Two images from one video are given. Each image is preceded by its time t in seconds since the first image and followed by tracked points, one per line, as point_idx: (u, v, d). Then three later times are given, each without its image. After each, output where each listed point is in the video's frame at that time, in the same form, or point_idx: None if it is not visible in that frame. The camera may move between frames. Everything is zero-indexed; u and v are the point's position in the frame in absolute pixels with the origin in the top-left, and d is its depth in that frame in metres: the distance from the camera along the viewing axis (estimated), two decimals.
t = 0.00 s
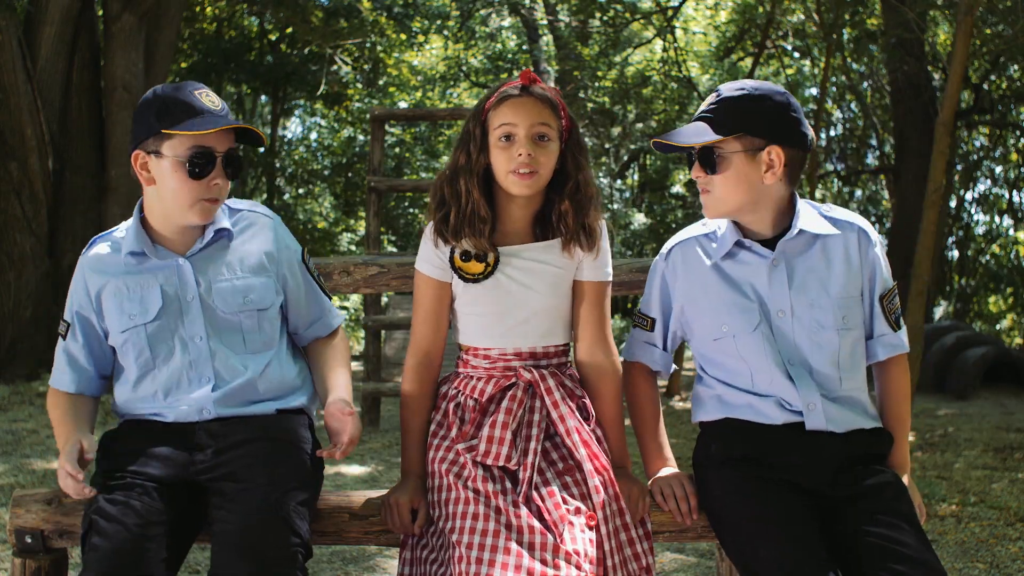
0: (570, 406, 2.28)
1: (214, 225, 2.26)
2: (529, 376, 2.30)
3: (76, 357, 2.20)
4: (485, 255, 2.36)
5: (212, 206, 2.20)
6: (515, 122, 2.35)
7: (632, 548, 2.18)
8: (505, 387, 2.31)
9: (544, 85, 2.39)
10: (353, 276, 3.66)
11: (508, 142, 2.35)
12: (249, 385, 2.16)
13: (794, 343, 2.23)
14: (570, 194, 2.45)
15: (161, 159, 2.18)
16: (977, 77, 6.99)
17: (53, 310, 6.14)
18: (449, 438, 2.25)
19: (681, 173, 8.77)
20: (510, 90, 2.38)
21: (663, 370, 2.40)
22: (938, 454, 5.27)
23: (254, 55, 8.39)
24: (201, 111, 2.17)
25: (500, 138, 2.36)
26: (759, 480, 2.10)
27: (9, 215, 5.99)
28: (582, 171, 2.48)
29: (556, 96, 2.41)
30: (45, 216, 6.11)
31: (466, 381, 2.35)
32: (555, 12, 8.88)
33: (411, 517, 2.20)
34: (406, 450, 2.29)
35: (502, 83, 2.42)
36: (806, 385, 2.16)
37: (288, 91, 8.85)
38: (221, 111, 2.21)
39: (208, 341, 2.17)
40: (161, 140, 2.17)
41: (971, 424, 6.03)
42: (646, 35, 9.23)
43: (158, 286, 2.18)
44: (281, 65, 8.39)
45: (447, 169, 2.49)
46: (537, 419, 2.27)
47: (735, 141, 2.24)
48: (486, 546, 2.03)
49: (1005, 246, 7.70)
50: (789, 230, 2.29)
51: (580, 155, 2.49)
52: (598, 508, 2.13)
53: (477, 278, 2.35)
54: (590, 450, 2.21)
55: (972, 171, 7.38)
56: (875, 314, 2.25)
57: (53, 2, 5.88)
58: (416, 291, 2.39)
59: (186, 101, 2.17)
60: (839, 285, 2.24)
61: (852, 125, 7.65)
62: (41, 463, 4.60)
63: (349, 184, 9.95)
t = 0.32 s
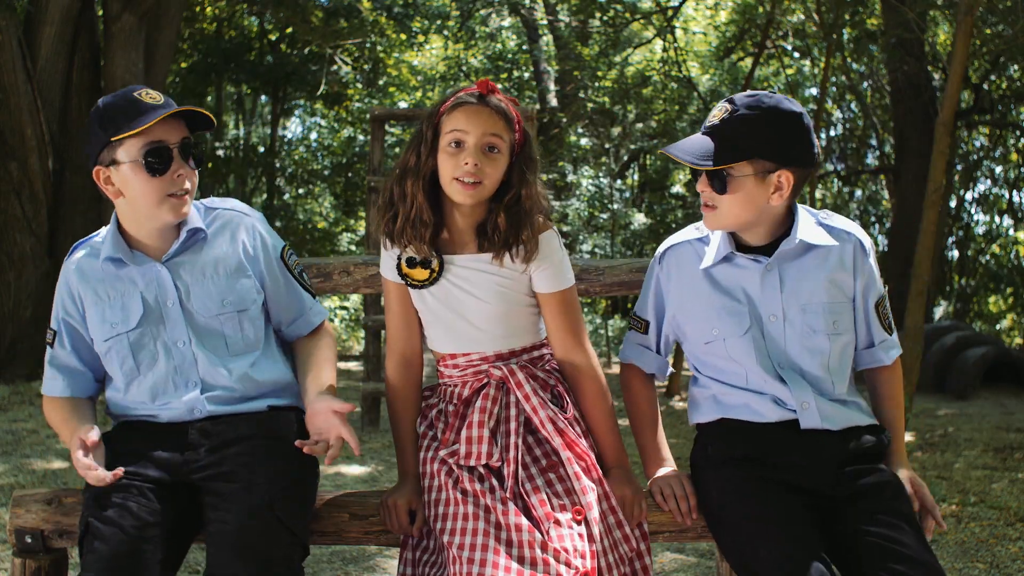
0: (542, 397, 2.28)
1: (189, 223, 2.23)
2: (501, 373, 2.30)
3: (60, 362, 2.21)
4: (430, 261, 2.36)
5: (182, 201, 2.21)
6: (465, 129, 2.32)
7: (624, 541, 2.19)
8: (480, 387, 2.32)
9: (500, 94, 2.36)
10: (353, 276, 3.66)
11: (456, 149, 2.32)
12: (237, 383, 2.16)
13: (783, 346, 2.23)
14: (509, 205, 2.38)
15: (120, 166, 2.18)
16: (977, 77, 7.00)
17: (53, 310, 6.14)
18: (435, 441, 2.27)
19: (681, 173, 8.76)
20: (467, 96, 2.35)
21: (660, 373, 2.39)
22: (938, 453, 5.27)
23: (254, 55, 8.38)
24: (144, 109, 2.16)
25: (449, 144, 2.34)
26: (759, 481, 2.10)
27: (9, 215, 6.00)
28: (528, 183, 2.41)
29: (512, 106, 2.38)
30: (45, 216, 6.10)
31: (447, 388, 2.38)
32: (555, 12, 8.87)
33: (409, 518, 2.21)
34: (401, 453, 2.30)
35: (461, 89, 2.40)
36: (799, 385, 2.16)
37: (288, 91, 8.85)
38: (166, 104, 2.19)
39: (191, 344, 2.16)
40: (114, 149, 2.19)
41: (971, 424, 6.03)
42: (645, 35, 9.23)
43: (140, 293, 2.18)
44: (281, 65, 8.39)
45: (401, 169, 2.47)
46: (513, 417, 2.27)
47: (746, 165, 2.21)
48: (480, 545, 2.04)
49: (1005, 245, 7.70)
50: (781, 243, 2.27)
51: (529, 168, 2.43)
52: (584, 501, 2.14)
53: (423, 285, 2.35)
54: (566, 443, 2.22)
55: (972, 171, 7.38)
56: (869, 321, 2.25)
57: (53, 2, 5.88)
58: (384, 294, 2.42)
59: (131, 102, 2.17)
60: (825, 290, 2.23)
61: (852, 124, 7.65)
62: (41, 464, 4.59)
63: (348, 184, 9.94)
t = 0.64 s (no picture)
0: (553, 399, 2.29)
1: (198, 232, 2.24)
2: (513, 372, 2.31)
3: (58, 356, 2.23)
4: (450, 261, 2.36)
5: (193, 212, 2.22)
6: (478, 134, 2.33)
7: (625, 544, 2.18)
8: (491, 386, 2.33)
9: (510, 97, 2.37)
10: (353, 276, 3.66)
11: (470, 154, 2.33)
12: (239, 389, 2.17)
13: (808, 338, 2.21)
14: (526, 208, 2.39)
15: (128, 184, 2.20)
16: (977, 77, 7.00)
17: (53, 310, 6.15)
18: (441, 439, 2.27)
19: (681, 173, 8.76)
20: (476, 101, 2.36)
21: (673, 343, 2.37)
22: (938, 453, 5.27)
23: (254, 55, 8.38)
24: (140, 123, 2.18)
25: (462, 149, 2.34)
26: (763, 480, 2.10)
27: (10, 215, 6.01)
28: (546, 185, 2.42)
29: (522, 109, 2.39)
30: (45, 216, 6.11)
31: (456, 384, 2.38)
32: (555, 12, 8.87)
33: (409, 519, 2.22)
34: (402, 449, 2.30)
35: (470, 93, 2.40)
36: (813, 383, 2.15)
37: (289, 91, 8.84)
38: (160, 113, 2.21)
39: (191, 353, 2.17)
40: (118, 166, 2.21)
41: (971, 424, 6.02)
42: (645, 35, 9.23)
43: (144, 298, 2.18)
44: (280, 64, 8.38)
45: (410, 174, 2.47)
46: (522, 416, 2.28)
47: (794, 144, 2.21)
48: (480, 547, 2.04)
49: (1005, 245, 7.69)
50: (821, 236, 2.26)
51: (541, 169, 2.44)
52: (587, 503, 2.14)
53: (443, 285, 2.35)
54: (574, 444, 2.22)
55: (972, 171, 7.38)
56: (900, 321, 2.24)
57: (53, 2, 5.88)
58: (398, 289, 2.41)
59: (122, 116, 2.19)
60: (860, 288, 2.22)
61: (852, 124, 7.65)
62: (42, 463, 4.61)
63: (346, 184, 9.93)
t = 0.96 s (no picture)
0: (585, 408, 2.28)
1: (236, 242, 2.25)
2: (547, 376, 2.30)
3: (77, 327, 2.25)
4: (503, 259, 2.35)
5: (220, 211, 2.20)
6: (528, 132, 2.33)
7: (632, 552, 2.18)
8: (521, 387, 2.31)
9: (557, 92, 2.37)
10: (353, 276, 3.63)
11: (521, 152, 2.33)
12: (247, 393, 2.17)
13: (829, 341, 2.21)
14: (581, 200, 2.40)
15: (164, 178, 2.23)
16: (977, 77, 7.01)
17: (52, 310, 6.16)
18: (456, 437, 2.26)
19: (681, 174, 9.18)
20: (522, 98, 2.36)
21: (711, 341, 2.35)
22: (938, 453, 5.28)
23: (254, 55, 8.35)
24: (176, 121, 2.19)
25: (513, 148, 2.34)
26: (766, 477, 2.10)
27: (9, 215, 6.01)
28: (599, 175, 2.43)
29: (569, 102, 2.39)
30: (45, 216, 6.11)
31: (483, 377, 2.35)
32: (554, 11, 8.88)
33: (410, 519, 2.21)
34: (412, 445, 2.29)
35: (514, 91, 2.40)
36: (827, 384, 2.16)
37: (290, 91, 8.83)
38: (198, 114, 2.20)
39: (207, 347, 2.18)
40: (156, 160, 2.23)
41: (971, 424, 6.02)
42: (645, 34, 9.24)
43: (171, 284, 2.20)
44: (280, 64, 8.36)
45: (460, 174, 2.46)
46: (549, 420, 2.27)
47: (841, 146, 2.20)
48: (491, 548, 2.04)
49: (1005, 245, 7.68)
50: (851, 237, 2.26)
51: (593, 160, 2.44)
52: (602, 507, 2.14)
53: (496, 282, 2.34)
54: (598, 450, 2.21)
55: (972, 171, 7.37)
56: (928, 329, 2.21)
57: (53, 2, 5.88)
58: (435, 289, 2.38)
59: (163, 112, 2.20)
60: (887, 292, 2.22)
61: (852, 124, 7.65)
62: (42, 462, 4.62)
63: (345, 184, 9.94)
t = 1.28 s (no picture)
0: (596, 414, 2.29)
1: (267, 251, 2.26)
2: (560, 378, 2.30)
3: (98, 313, 2.24)
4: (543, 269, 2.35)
5: (273, 214, 2.23)
6: (569, 138, 2.34)
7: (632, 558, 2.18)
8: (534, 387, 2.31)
9: (592, 97, 2.39)
10: (352, 276, 3.60)
11: (563, 159, 2.34)
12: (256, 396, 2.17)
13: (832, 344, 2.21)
14: (625, 204, 2.44)
15: (235, 161, 2.23)
16: (977, 77, 7.01)
17: (52, 309, 6.16)
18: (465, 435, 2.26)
19: (681, 173, 8.90)
20: (558, 106, 2.38)
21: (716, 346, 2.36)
22: (938, 453, 5.27)
23: (254, 55, 8.27)
24: (279, 118, 2.21)
25: (554, 156, 2.35)
26: (766, 477, 2.10)
27: (9, 215, 6.00)
28: (638, 177, 2.46)
29: (604, 106, 2.41)
30: (45, 216, 6.12)
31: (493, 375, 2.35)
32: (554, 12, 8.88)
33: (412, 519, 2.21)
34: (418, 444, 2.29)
35: (549, 99, 2.41)
36: (828, 386, 2.16)
37: (290, 93, 8.78)
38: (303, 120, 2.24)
39: (224, 344, 2.18)
40: (237, 142, 2.23)
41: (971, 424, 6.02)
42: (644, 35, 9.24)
43: (198, 279, 2.21)
44: (280, 64, 8.29)
45: (501, 184, 2.47)
46: (558, 422, 2.27)
47: (850, 154, 2.19)
48: (491, 549, 2.04)
49: (1005, 245, 7.67)
50: (853, 240, 2.25)
51: (632, 162, 2.47)
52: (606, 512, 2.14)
53: (534, 291, 2.35)
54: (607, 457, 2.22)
55: (972, 171, 7.35)
56: (925, 330, 2.21)
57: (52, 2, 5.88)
58: (459, 291, 2.37)
59: (272, 104, 2.22)
60: (889, 293, 2.22)
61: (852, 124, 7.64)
62: (43, 462, 4.62)
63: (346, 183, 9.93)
